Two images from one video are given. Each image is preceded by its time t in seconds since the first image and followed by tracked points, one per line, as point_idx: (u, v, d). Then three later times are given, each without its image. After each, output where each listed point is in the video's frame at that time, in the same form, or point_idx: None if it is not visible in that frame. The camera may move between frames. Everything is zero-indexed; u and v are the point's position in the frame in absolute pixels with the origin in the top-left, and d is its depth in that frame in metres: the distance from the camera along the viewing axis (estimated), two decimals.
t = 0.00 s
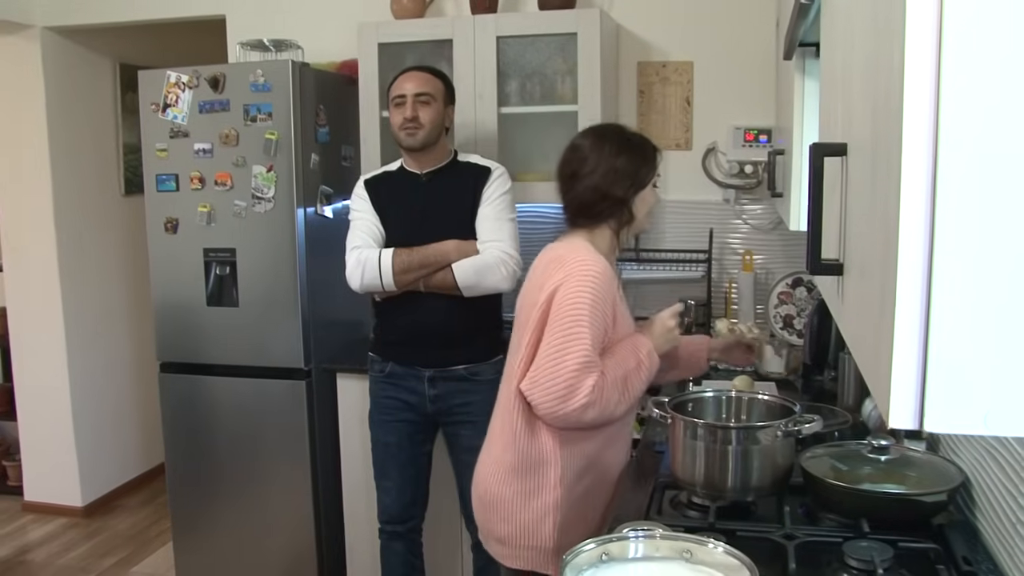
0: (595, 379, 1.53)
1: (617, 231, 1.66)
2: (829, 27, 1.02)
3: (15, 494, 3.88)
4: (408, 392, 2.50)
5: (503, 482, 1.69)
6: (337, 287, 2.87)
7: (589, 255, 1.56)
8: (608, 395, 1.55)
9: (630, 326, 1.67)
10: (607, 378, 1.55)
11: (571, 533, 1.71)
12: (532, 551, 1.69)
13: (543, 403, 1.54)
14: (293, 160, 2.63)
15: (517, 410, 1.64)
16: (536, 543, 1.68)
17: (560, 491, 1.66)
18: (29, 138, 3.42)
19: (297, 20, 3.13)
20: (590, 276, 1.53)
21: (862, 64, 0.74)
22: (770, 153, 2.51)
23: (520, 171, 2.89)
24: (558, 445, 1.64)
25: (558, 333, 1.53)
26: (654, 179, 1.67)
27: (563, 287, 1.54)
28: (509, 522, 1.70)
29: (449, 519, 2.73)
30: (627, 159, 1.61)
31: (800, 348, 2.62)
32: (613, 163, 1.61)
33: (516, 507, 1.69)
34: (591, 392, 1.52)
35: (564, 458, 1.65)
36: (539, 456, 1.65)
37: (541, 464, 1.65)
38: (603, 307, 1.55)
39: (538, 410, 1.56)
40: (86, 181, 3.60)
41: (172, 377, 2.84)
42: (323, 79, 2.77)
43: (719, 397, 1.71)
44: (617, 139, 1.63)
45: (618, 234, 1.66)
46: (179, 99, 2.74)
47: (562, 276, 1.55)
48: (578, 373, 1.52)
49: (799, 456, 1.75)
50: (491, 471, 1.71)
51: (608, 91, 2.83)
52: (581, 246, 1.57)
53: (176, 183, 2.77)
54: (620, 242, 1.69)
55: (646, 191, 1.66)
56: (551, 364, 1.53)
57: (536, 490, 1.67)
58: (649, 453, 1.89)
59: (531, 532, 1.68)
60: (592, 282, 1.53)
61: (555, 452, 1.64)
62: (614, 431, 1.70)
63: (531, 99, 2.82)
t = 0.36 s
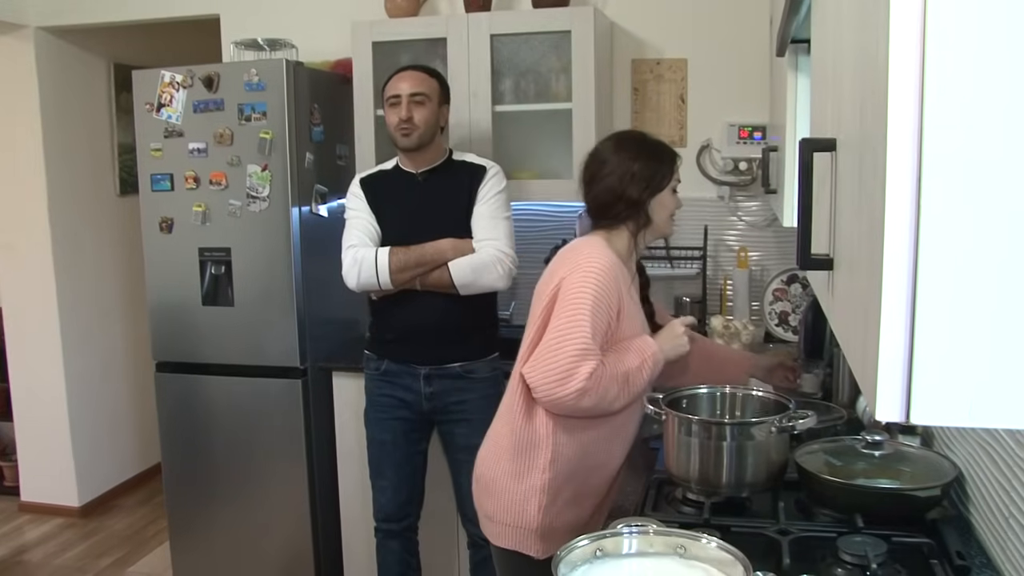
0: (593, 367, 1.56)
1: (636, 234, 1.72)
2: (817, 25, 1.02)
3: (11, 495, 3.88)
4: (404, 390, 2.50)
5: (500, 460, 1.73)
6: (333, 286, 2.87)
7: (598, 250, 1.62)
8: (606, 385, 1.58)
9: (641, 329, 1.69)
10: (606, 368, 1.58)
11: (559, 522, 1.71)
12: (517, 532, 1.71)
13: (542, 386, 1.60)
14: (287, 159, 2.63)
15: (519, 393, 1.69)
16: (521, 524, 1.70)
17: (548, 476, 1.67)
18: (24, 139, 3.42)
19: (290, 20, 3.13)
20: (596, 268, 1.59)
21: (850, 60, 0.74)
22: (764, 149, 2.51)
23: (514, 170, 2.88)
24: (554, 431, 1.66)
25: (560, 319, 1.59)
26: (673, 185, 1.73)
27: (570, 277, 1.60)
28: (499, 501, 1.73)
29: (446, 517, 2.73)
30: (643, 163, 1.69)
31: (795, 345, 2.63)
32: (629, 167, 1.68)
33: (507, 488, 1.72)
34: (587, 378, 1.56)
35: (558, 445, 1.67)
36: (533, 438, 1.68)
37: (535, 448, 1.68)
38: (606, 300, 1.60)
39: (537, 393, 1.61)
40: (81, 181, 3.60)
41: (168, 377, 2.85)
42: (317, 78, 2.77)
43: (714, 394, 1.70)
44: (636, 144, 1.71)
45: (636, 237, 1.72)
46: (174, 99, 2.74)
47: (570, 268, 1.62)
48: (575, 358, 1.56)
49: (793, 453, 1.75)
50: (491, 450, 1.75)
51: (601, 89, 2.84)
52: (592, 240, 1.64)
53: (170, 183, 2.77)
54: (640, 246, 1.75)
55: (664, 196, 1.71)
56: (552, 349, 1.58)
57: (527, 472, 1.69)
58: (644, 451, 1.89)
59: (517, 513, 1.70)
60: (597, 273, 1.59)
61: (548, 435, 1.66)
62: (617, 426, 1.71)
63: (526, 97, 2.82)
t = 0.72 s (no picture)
0: (592, 363, 1.56)
1: (643, 235, 1.72)
2: (814, 25, 1.03)
3: (13, 493, 3.88)
4: (403, 388, 2.51)
5: (500, 455, 1.74)
6: (333, 285, 2.87)
7: (602, 248, 1.63)
8: (604, 382, 1.57)
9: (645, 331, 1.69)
10: (605, 365, 1.57)
11: (555, 519, 1.71)
12: (513, 527, 1.71)
13: (541, 381, 1.60)
14: (287, 158, 2.63)
15: (521, 389, 1.70)
16: (517, 519, 1.71)
17: (545, 472, 1.68)
18: (25, 139, 3.43)
19: (290, 19, 3.13)
20: (598, 266, 1.60)
21: (845, 58, 0.74)
22: (764, 148, 2.52)
23: (514, 168, 2.87)
24: (553, 428, 1.66)
25: (561, 315, 1.59)
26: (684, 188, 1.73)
27: (573, 274, 1.61)
28: (497, 495, 1.74)
29: (445, 515, 2.73)
30: (653, 165, 1.69)
31: (795, 344, 2.64)
32: (639, 169, 1.69)
33: (506, 482, 1.72)
34: (585, 373, 1.55)
35: (556, 441, 1.67)
36: (532, 434, 1.69)
37: (533, 443, 1.69)
38: (608, 297, 1.60)
39: (536, 388, 1.61)
40: (82, 180, 3.60)
41: (168, 375, 2.85)
42: (317, 77, 2.78)
43: (713, 392, 1.70)
44: (648, 146, 1.71)
45: (644, 239, 1.73)
46: (174, 98, 2.74)
47: (574, 266, 1.63)
48: (574, 353, 1.56)
49: (793, 451, 1.75)
50: (493, 446, 1.76)
51: (601, 88, 2.84)
52: (596, 240, 1.65)
53: (171, 182, 2.77)
54: (648, 248, 1.75)
55: (673, 199, 1.72)
56: (552, 344, 1.59)
57: (525, 468, 1.70)
58: (644, 450, 1.89)
59: (514, 507, 1.71)
60: (599, 271, 1.60)
61: (545, 431, 1.67)
62: (617, 425, 1.70)
63: (526, 96, 2.82)
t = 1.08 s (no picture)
0: (598, 359, 1.57)
1: (652, 233, 1.72)
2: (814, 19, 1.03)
3: (26, 486, 3.91)
4: (410, 384, 2.52)
5: (506, 450, 1.74)
6: (342, 281, 2.89)
7: (610, 245, 1.64)
8: (610, 378, 1.58)
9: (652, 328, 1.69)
10: (611, 361, 1.58)
11: (560, 515, 1.72)
12: (517, 522, 1.72)
13: (547, 376, 1.60)
14: (297, 154, 2.65)
15: (527, 384, 1.71)
16: (521, 514, 1.71)
17: (550, 468, 1.68)
18: (38, 135, 3.45)
19: (300, 16, 3.14)
20: (605, 262, 1.61)
21: (838, 54, 0.74)
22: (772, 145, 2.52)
23: (522, 165, 2.88)
24: (558, 423, 1.67)
25: (568, 310, 1.60)
26: (694, 187, 1.74)
27: (581, 270, 1.62)
28: (502, 490, 1.75)
29: (452, 511, 2.75)
30: (662, 164, 1.69)
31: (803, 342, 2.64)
32: (648, 167, 1.69)
33: (511, 477, 1.73)
34: (591, 369, 1.56)
35: (561, 437, 1.67)
36: (537, 429, 1.69)
37: (539, 439, 1.69)
38: (615, 294, 1.61)
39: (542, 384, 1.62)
40: (94, 177, 3.63)
41: (178, 370, 2.87)
42: (327, 74, 2.79)
43: (717, 389, 1.71)
44: (659, 145, 1.72)
45: (653, 236, 1.73)
46: (184, 95, 2.76)
47: (581, 263, 1.63)
48: (581, 348, 1.57)
49: (796, 448, 1.75)
50: (499, 441, 1.77)
51: (610, 85, 2.84)
52: (604, 237, 1.65)
53: (181, 178, 2.78)
54: (656, 246, 1.75)
55: (682, 198, 1.72)
56: (558, 339, 1.59)
57: (530, 463, 1.70)
58: (649, 446, 1.90)
59: (518, 502, 1.72)
60: (606, 267, 1.60)
61: (551, 427, 1.67)
62: (622, 423, 1.71)
63: (534, 93, 2.82)
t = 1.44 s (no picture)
0: (600, 354, 1.57)
1: (656, 230, 1.72)
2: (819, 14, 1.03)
3: (33, 476, 3.94)
4: (414, 377, 2.52)
5: (510, 445, 1.76)
6: (348, 273, 2.89)
7: (612, 240, 1.64)
8: (612, 373, 1.58)
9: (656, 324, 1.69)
10: (613, 356, 1.58)
11: (561, 510, 1.72)
12: (520, 516, 1.73)
13: (549, 370, 1.61)
14: (304, 146, 2.65)
15: (531, 380, 1.72)
16: (524, 509, 1.73)
17: (552, 462, 1.69)
18: (48, 126, 3.46)
19: (310, 8, 3.14)
20: (606, 258, 1.61)
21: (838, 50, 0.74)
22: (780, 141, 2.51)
23: (531, 159, 2.88)
24: (561, 418, 1.68)
25: (571, 306, 1.60)
26: (699, 184, 1.73)
27: (583, 266, 1.62)
28: (506, 485, 1.76)
29: (456, 504, 2.75)
30: (667, 160, 1.69)
31: (808, 338, 2.64)
32: (653, 162, 1.69)
33: (514, 472, 1.74)
34: (592, 364, 1.56)
35: (563, 432, 1.68)
36: (540, 424, 1.71)
37: (543, 434, 1.70)
38: (616, 289, 1.61)
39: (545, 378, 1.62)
40: (102, 168, 3.64)
41: (184, 361, 2.88)
42: (335, 66, 2.79)
43: (720, 384, 1.71)
44: (666, 140, 1.71)
45: (656, 232, 1.72)
46: (192, 86, 2.76)
47: (583, 258, 1.63)
48: (582, 343, 1.57)
49: (799, 444, 1.75)
50: (503, 435, 1.79)
51: (618, 80, 2.83)
52: (606, 233, 1.65)
53: (189, 169, 2.79)
54: (660, 243, 1.75)
55: (686, 194, 1.72)
56: (561, 334, 1.60)
57: (533, 458, 1.72)
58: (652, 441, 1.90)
59: (521, 497, 1.73)
60: (607, 262, 1.60)
61: (553, 422, 1.69)
62: (625, 420, 1.71)
63: (542, 87, 2.82)
